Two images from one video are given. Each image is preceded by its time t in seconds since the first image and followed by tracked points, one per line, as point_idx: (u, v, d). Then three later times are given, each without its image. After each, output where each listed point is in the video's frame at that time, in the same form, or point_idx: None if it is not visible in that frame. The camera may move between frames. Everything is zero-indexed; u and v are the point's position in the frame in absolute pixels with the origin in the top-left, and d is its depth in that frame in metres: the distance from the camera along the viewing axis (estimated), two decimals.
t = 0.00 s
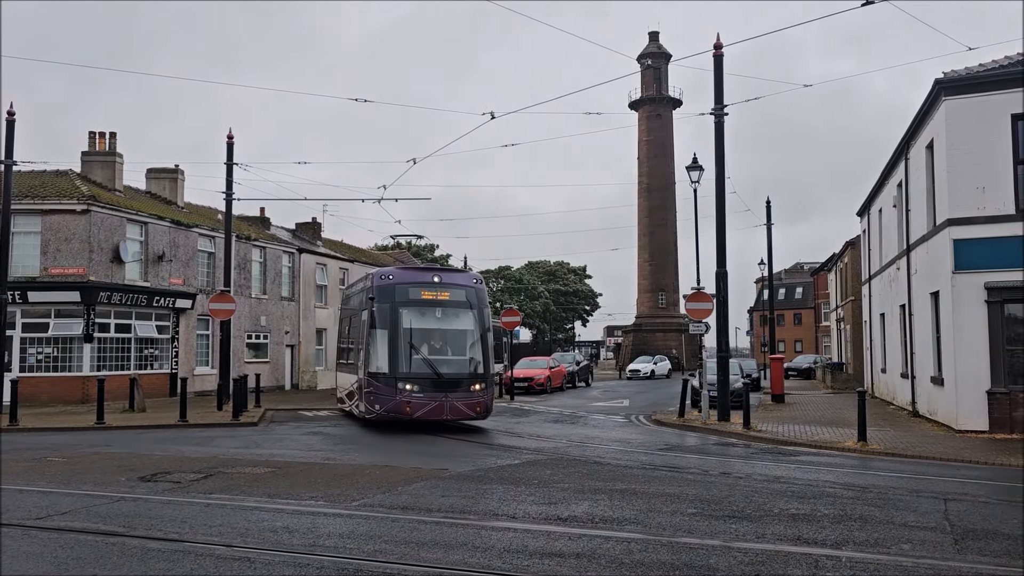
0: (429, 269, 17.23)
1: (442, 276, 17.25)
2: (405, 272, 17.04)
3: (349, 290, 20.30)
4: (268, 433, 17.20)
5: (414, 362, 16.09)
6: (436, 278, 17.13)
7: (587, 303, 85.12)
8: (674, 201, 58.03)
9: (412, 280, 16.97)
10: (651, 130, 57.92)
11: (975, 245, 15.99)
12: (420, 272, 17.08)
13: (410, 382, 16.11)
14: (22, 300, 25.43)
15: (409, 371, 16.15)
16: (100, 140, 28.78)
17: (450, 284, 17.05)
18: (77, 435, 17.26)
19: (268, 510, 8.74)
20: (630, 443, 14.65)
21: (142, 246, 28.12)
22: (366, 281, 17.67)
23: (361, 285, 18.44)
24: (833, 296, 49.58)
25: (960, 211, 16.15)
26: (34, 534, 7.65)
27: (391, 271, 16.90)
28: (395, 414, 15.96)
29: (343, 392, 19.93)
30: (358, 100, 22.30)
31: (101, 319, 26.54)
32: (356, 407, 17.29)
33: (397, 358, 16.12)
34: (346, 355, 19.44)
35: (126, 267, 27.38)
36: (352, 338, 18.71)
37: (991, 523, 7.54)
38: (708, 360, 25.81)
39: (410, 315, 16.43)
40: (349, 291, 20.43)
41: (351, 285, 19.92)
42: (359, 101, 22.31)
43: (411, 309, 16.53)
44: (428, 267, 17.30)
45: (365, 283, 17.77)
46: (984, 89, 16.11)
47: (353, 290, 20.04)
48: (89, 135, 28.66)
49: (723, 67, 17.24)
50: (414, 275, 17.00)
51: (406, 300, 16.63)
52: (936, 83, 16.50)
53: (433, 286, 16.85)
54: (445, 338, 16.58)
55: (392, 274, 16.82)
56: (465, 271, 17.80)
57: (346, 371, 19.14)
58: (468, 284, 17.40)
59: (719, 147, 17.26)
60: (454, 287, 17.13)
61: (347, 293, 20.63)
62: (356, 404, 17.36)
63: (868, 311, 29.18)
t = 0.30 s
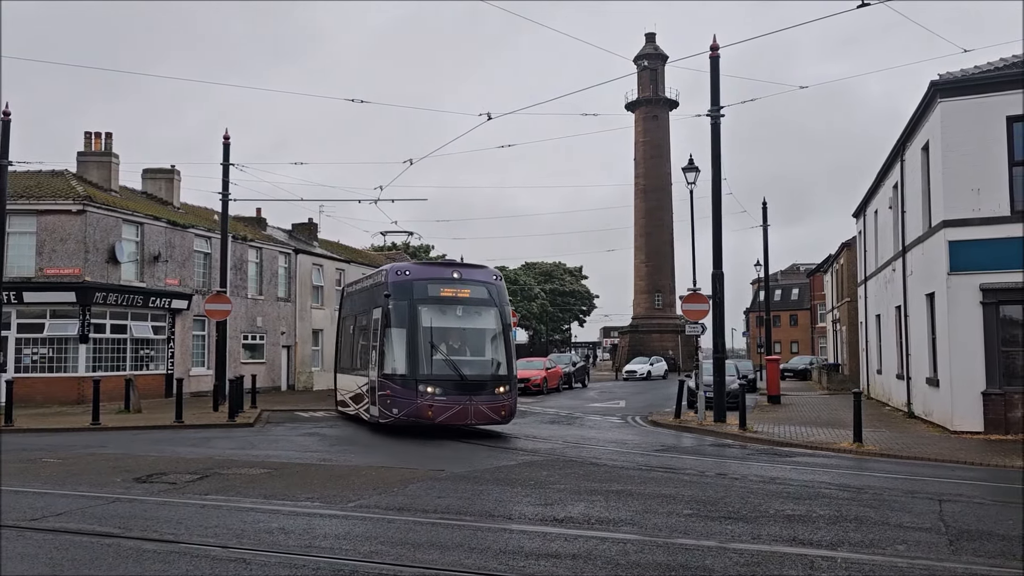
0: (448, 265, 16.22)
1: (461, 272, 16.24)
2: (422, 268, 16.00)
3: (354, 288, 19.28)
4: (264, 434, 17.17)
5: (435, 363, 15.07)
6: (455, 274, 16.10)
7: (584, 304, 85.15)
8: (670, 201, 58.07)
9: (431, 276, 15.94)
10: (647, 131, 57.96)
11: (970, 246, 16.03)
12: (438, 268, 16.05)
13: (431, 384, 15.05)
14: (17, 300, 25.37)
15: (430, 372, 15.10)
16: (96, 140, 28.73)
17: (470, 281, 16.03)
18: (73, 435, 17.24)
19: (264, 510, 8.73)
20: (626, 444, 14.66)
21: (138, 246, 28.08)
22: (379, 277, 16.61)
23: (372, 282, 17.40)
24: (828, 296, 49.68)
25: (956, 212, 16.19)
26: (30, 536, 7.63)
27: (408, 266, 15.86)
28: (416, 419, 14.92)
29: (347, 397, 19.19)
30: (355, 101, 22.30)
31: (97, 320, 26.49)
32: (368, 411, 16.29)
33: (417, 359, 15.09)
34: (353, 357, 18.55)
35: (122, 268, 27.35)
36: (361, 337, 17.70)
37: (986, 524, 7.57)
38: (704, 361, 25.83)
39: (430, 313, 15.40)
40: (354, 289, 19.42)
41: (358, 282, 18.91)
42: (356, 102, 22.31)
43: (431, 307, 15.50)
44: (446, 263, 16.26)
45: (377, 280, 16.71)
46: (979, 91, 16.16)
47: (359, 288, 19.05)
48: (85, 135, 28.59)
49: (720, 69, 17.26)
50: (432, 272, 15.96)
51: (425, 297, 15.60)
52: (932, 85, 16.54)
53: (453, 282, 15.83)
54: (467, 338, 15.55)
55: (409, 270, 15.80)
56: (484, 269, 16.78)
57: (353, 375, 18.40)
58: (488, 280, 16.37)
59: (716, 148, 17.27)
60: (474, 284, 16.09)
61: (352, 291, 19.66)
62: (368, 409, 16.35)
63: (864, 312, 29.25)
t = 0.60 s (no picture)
0: (472, 259, 15.44)
1: (487, 266, 15.45)
2: (445, 262, 15.23)
3: (361, 284, 18.39)
4: (260, 434, 17.14)
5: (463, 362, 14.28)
6: (480, 269, 15.33)
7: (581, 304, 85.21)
8: (667, 202, 58.07)
9: (455, 271, 15.17)
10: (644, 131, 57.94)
11: (967, 246, 16.05)
12: (463, 262, 15.28)
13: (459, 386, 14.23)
14: (13, 299, 25.29)
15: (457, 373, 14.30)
16: (92, 139, 28.66)
17: (496, 276, 15.27)
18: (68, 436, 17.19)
19: (260, 510, 8.72)
20: (623, 444, 14.66)
21: (135, 246, 28.04)
22: (398, 272, 15.80)
23: (386, 278, 16.56)
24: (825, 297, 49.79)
25: (952, 213, 16.22)
26: (25, 536, 7.61)
27: (430, 261, 15.10)
28: (443, 423, 14.09)
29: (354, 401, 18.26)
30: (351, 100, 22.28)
31: (93, 320, 26.43)
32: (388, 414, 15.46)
33: (444, 358, 14.29)
34: (362, 357, 17.70)
35: (118, 267, 27.29)
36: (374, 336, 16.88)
37: (981, 524, 7.58)
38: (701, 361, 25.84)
39: (456, 309, 14.61)
40: (361, 285, 18.55)
41: (367, 278, 18.06)
42: (354, 101, 22.27)
43: (456, 304, 14.72)
44: (470, 258, 15.49)
45: (395, 275, 15.88)
46: (975, 91, 16.18)
47: (367, 284, 18.21)
48: (81, 134, 28.52)
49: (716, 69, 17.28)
50: (456, 266, 15.18)
51: (450, 293, 14.83)
52: (928, 85, 16.59)
53: (478, 277, 15.07)
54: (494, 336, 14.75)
55: (432, 263, 15.04)
56: (509, 263, 16.03)
57: (363, 378, 17.52)
58: (515, 275, 15.60)
59: (713, 149, 17.29)
60: (500, 279, 15.32)
61: (358, 288, 18.79)
62: (387, 412, 15.52)
63: (860, 312, 29.32)
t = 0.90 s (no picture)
0: (504, 251, 14.26)
1: (520, 259, 14.26)
2: (476, 254, 14.06)
3: (374, 278, 17.17)
4: (257, 433, 17.11)
5: (498, 361, 13.12)
6: (513, 261, 14.15)
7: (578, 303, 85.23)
8: (665, 201, 58.05)
9: (486, 263, 14.00)
10: (642, 130, 57.91)
11: (963, 245, 16.07)
12: (494, 254, 14.10)
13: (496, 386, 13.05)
14: (9, 298, 25.22)
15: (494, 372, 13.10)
16: (88, 137, 28.60)
17: (530, 269, 14.09)
18: (64, 434, 17.13)
19: (257, 509, 8.70)
20: (620, 443, 14.65)
21: (131, 245, 27.99)
22: (422, 264, 14.60)
23: (407, 270, 15.36)
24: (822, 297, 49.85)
25: (948, 212, 16.24)
26: (20, 535, 7.58)
27: (460, 252, 13.94)
28: (478, 426, 12.93)
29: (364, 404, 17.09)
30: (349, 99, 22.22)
31: (89, 318, 26.36)
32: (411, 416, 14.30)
33: (478, 357, 13.13)
34: (376, 357, 16.54)
35: (114, 266, 27.24)
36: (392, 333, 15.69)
37: (978, 523, 7.58)
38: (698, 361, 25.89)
39: (490, 305, 13.44)
40: (374, 279, 17.34)
41: (382, 272, 16.83)
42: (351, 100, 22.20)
43: (490, 298, 13.54)
44: (501, 249, 14.31)
45: (419, 267, 14.69)
46: (972, 91, 16.20)
47: (381, 278, 16.99)
48: (77, 132, 28.45)
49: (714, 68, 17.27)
50: (487, 258, 14.01)
51: (482, 287, 13.64)
52: (925, 85, 16.63)
53: (512, 270, 13.90)
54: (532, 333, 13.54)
55: (462, 255, 13.89)
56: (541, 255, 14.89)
57: (377, 378, 16.35)
58: (549, 268, 14.43)
59: (711, 148, 17.28)
60: (534, 272, 14.14)
61: (370, 282, 17.56)
62: (410, 413, 14.38)
63: (857, 312, 29.33)
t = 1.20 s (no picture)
0: (543, 242, 13.39)
1: (560, 251, 13.40)
2: (515, 245, 13.17)
3: (389, 271, 16.15)
4: (254, 432, 17.08)
5: (544, 359, 12.24)
6: (553, 253, 13.29)
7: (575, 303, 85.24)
8: (662, 200, 58.06)
9: (526, 255, 13.13)
10: (639, 130, 57.89)
11: (960, 245, 16.10)
12: (534, 245, 13.23)
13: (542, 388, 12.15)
14: (5, 297, 25.16)
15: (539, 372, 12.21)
16: (85, 136, 28.57)
17: (572, 262, 13.23)
18: (60, 434, 17.08)
19: (254, 508, 8.69)
20: (618, 442, 14.66)
21: (128, 243, 27.96)
22: (455, 255, 13.68)
23: (433, 263, 14.44)
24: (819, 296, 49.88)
25: (945, 212, 16.27)
26: (17, 535, 7.55)
27: (499, 243, 13.07)
28: (524, 431, 12.08)
29: (380, 405, 15.99)
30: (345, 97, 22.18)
31: (86, 317, 26.30)
32: (441, 419, 13.45)
33: (522, 356, 12.24)
34: (394, 354, 15.59)
35: (111, 264, 27.19)
36: (414, 329, 14.75)
37: (975, 522, 7.60)
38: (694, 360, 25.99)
39: (533, 299, 12.56)
40: (390, 271, 16.35)
41: (400, 264, 15.86)
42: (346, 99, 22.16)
43: (533, 293, 12.64)
44: (541, 240, 13.44)
45: (449, 260, 13.76)
46: (969, 91, 16.23)
47: (396, 272, 15.96)
48: (74, 131, 28.42)
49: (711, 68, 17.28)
50: (527, 250, 13.14)
51: (524, 280, 12.75)
52: (923, 84, 16.67)
53: (553, 263, 13.03)
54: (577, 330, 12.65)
55: (501, 247, 13.01)
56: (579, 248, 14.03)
57: (398, 378, 15.22)
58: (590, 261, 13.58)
59: (708, 148, 17.28)
60: (576, 265, 13.29)
61: (385, 276, 16.56)
62: (439, 416, 13.50)
63: (854, 311, 29.41)
